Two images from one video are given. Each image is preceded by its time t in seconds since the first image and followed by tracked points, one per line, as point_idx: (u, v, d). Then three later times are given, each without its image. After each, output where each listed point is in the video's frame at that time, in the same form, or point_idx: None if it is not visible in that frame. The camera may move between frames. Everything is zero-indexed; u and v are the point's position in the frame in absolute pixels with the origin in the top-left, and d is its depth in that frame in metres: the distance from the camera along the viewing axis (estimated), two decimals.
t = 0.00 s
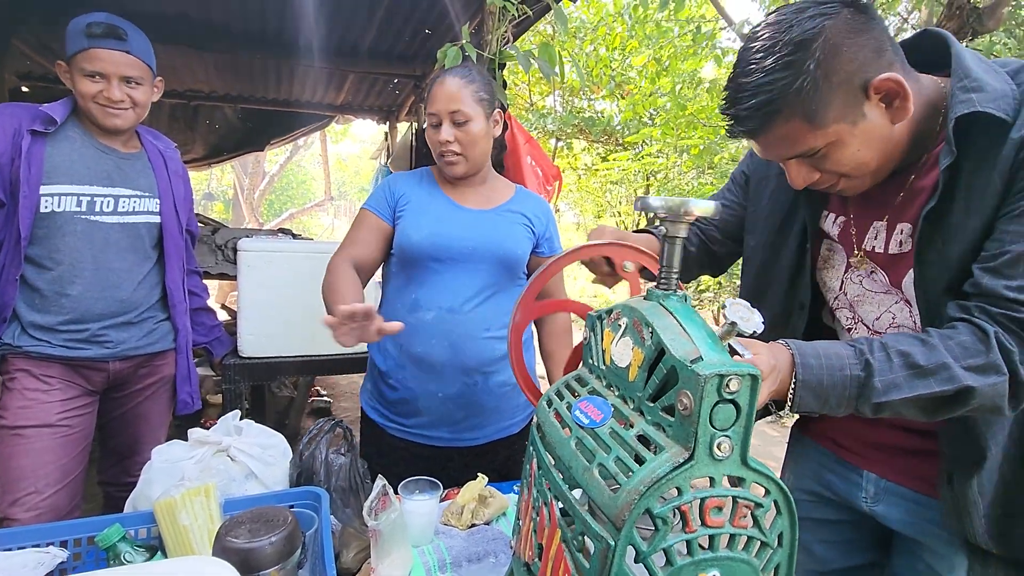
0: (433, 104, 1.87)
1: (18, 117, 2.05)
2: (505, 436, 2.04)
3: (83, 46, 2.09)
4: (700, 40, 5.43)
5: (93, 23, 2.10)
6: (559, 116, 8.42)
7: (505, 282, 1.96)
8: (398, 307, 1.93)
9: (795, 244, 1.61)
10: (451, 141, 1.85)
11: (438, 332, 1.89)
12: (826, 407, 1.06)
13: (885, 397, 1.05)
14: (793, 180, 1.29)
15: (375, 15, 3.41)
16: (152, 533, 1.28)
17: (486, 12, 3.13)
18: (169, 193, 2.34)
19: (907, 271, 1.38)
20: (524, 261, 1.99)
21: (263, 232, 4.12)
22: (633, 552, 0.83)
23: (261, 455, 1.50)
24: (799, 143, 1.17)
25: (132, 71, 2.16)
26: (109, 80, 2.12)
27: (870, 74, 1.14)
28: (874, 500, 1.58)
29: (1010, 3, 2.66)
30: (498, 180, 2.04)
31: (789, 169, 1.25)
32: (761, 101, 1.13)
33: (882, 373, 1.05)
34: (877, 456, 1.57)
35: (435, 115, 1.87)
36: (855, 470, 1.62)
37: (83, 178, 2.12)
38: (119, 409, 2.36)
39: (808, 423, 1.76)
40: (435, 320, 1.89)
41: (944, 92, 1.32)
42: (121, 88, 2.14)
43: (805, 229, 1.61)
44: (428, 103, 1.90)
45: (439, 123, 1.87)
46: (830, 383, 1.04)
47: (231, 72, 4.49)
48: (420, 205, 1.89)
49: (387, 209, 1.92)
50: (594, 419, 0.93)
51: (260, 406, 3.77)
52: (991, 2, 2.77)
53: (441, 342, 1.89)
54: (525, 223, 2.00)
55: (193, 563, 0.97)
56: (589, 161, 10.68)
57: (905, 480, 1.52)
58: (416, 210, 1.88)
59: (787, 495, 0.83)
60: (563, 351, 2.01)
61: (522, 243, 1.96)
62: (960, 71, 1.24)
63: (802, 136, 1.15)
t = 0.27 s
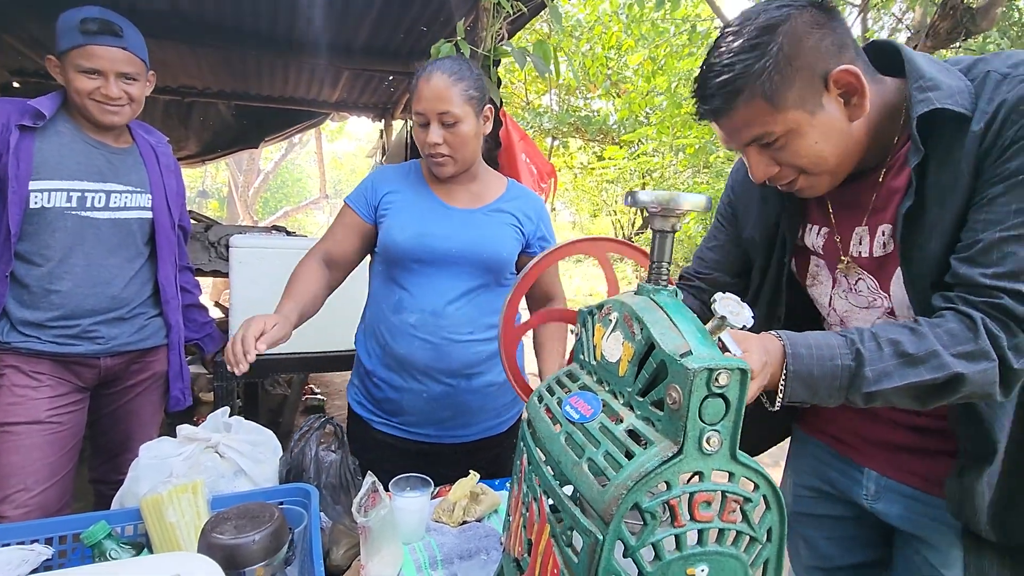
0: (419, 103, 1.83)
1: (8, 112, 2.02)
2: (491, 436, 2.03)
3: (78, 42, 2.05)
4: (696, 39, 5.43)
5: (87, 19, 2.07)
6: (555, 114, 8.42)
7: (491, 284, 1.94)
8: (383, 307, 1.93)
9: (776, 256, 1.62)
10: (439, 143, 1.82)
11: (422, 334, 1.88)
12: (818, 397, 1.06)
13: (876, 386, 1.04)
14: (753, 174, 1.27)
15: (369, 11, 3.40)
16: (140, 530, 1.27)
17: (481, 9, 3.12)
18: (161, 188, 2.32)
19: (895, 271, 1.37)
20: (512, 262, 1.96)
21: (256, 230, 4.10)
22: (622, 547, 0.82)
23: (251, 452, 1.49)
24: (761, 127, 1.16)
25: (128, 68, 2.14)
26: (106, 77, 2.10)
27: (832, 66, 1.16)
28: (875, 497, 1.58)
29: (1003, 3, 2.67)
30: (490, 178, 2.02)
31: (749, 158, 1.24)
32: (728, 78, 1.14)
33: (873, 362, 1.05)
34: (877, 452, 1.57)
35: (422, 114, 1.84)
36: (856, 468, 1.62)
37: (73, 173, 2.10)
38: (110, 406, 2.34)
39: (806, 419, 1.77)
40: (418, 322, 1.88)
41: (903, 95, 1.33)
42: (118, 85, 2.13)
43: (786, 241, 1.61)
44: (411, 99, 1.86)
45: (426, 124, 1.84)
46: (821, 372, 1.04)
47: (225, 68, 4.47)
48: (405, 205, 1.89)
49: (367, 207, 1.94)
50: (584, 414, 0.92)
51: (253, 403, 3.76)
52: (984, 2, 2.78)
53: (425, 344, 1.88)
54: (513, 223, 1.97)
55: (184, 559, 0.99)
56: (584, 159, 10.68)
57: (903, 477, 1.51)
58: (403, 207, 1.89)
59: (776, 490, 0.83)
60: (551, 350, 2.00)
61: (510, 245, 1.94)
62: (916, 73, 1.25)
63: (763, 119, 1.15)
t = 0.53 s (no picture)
0: (383, 101, 1.78)
1: None
2: (477, 438, 2.01)
3: (74, 39, 2.04)
4: (692, 38, 5.43)
5: (83, 16, 2.05)
6: (551, 113, 8.41)
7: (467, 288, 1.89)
8: (359, 315, 1.93)
9: (775, 242, 1.62)
10: (409, 141, 1.78)
11: (396, 340, 1.87)
12: (810, 391, 1.06)
13: (868, 382, 1.05)
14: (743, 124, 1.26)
15: (364, 8, 3.39)
16: (128, 530, 1.26)
17: (477, 6, 3.11)
18: (155, 184, 2.30)
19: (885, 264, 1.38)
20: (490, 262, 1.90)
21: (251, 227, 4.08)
22: (613, 546, 0.81)
23: (243, 452, 1.48)
24: (766, 66, 1.16)
25: (125, 64, 2.12)
26: (102, 73, 2.08)
27: (851, 27, 1.16)
28: (857, 494, 1.58)
29: (998, 4, 2.67)
30: (468, 173, 1.96)
31: (743, 102, 1.23)
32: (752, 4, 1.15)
33: (868, 359, 1.04)
34: (862, 450, 1.57)
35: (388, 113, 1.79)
36: (839, 465, 1.62)
37: (67, 169, 2.08)
38: (101, 404, 2.33)
39: (795, 417, 1.76)
40: (391, 329, 1.87)
41: (912, 88, 1.32)
42: (114, 82, 2.11)
43: (784, 227, 1.61)
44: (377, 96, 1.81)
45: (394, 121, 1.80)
46: (815, 368, 1.04)
47: (220, 65, 4.44)
48: (375, 209, 1.88)
49: (340, 213, 1.93)
50: (576, 412, 0.91)
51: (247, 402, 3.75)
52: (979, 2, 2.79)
53: (398, 352, 1.87)
54: (489, 221, 1.90)
55: (173, 560, 0.98)
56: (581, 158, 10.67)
57: (888, 476, 1.52)
58: (374, 212, 1.87)
59: (769, 490, 0.82)
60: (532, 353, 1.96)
61: (484, 245, 1.87)
62: (920, 66, 1.26)
63: (772, 53, 1.14)
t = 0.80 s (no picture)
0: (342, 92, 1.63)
1: None
2: (467, 437, 2.00)
3: (70, 33, 2.02)
4: (690, 37, 5.43)
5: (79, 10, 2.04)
6: (550, 111, 8.41)
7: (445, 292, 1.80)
8: (343, 325, 1.87)
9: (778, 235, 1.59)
10: (374, 135, 1.64)
11: (381, 351, 1.82)
12: (811, 383, 1.06)
13: (870, 376, 1.05)
14: (761, 100, 1.22)
15: (363, 5, 3.38)
16: (126, 527, 1.26)
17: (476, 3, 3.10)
18: (153, 180, 2.30)
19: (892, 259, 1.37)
20: (464, 260, 1.78)
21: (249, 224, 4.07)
22: (613, 543, 0.81)
23: (241, 448, 1.47)
24: (794, 37, 1.11)
25: (121, 59, 2.11)
26: (99, 69, 2.07)
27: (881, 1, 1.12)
28: (863, 497, 1.58)
29: (996, 5, 2.68)
30: (433, 163, 1.81)
31: (765, 78, 1.19)
32: None
33: (870, 352, 1.05)
34: (864, 451, 1.57)
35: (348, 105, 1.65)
36: (842, 467, 1.61)
37: (64, 164, 2.07)
38: (98, 402, 2.32)
39: (791, 419, 1.76)
40: (377, 341, 1.81)
41: (927, 74, 1.30)
42: (110, 77, 2.10)
43: (790, 216, 1.59)
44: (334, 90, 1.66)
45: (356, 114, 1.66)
46: (818, 360, 1.04)
47: (217, 61, 4.43)
48: (346, 218, 1.76)
49: (312, 220, 1.80)
50: (577, 409, 0.91)
51: (244, 400, 3.74)
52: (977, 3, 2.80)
53: (386, 363, 1.83)
54: (458, 215, 1.77)
55: (172, 557, 0.98)
56: (579, 157, 10.67)
57: (893, 476, 1.51)
58: (344, 221, 1.76)
59: (770, 487, 0.82)
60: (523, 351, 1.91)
61: (456, 244, 1.75)
62: (941, 56, 1.23)
63: (799, 24, 1.10)
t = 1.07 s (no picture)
0: (334, 74, 1.57)
1: None
2: (466, 436, 2.00)
3: (67, 28, 2.02)
4: (691, 36, 5.43)
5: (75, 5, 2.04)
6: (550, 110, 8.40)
7: (441, 296, 1.80)
8: (335, 337, 1.84)
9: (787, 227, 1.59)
10: (376, 114, 1.60)
11: (379, 364, 1.81)
12: (817, 383, 1.06)
13: (877, 376, 1.05)
14: (800, 106, 1.17)
15: (363, 3, 3.37)
16: (127, 525, 1.25)
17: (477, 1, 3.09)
18: (152, 177, 2.29)
19: (904, 253, 1.36)
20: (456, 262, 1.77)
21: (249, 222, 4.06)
22: (616, 542, 0.81)
23: (242, 446, 1.47)
24: (840, 37, 1.07)
25: (119, 55, 2.11)
26: (96, 65, 2.07)
27: None
28: (851, 497, 1.58)
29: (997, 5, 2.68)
30: (414, 157, 1.78)
31: (802, 87, 1.14)
32: None
33: (878, 353, 1.05)
34: (854, 451, 1.57)
35: (341, 88, 1.58)
36: (831, 467, 1.61)
37: (63, 160, 2.06)
38: (98, 400, 2.31)
39: (786, 420, 1.75)
40: (376, 351, 1.80)
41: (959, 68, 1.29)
42: (108, 73, 2.10)
43: (800, 205, 1.59)
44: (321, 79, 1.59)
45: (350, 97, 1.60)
46: (824, 361, 1.04)
47: (217, 58, 4.42)
48: (332, 231, 1.70)
49: (293, 234, 1.73)
50: (580, 409, 0.91)
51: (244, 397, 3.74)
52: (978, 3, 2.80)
53: (384, 373, 1.82)
54: (447, 214, 1.75)
55: (174, 555, 0.97)
56: (579, 156, 10.67)
57: (882, 476, 1.52)
58: (330, 234, 1.70)
59: (772, 487, 0.82)
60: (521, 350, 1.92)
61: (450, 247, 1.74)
62: (976, 49, 1.22)
63: (845, 25, 1.06)
